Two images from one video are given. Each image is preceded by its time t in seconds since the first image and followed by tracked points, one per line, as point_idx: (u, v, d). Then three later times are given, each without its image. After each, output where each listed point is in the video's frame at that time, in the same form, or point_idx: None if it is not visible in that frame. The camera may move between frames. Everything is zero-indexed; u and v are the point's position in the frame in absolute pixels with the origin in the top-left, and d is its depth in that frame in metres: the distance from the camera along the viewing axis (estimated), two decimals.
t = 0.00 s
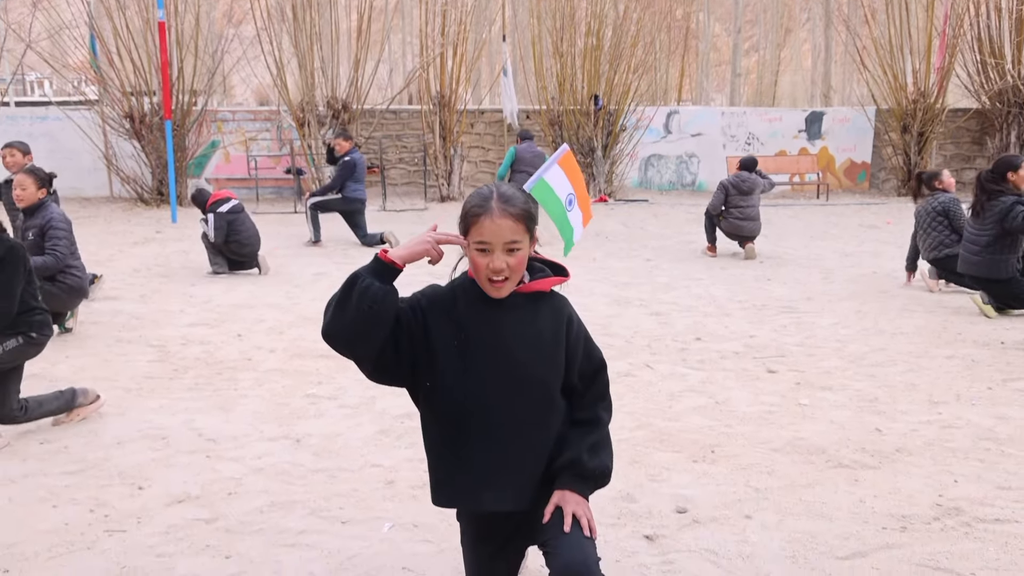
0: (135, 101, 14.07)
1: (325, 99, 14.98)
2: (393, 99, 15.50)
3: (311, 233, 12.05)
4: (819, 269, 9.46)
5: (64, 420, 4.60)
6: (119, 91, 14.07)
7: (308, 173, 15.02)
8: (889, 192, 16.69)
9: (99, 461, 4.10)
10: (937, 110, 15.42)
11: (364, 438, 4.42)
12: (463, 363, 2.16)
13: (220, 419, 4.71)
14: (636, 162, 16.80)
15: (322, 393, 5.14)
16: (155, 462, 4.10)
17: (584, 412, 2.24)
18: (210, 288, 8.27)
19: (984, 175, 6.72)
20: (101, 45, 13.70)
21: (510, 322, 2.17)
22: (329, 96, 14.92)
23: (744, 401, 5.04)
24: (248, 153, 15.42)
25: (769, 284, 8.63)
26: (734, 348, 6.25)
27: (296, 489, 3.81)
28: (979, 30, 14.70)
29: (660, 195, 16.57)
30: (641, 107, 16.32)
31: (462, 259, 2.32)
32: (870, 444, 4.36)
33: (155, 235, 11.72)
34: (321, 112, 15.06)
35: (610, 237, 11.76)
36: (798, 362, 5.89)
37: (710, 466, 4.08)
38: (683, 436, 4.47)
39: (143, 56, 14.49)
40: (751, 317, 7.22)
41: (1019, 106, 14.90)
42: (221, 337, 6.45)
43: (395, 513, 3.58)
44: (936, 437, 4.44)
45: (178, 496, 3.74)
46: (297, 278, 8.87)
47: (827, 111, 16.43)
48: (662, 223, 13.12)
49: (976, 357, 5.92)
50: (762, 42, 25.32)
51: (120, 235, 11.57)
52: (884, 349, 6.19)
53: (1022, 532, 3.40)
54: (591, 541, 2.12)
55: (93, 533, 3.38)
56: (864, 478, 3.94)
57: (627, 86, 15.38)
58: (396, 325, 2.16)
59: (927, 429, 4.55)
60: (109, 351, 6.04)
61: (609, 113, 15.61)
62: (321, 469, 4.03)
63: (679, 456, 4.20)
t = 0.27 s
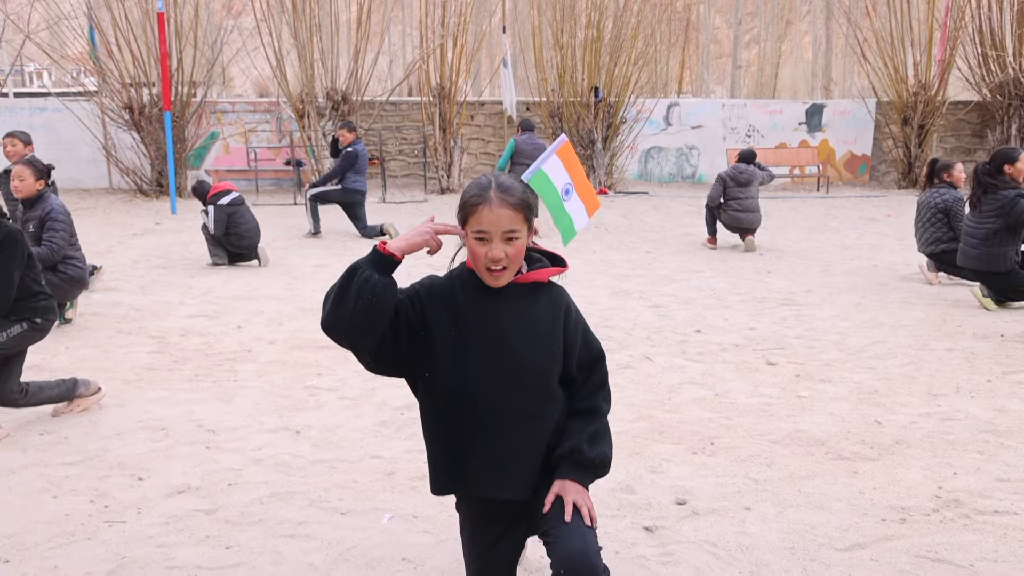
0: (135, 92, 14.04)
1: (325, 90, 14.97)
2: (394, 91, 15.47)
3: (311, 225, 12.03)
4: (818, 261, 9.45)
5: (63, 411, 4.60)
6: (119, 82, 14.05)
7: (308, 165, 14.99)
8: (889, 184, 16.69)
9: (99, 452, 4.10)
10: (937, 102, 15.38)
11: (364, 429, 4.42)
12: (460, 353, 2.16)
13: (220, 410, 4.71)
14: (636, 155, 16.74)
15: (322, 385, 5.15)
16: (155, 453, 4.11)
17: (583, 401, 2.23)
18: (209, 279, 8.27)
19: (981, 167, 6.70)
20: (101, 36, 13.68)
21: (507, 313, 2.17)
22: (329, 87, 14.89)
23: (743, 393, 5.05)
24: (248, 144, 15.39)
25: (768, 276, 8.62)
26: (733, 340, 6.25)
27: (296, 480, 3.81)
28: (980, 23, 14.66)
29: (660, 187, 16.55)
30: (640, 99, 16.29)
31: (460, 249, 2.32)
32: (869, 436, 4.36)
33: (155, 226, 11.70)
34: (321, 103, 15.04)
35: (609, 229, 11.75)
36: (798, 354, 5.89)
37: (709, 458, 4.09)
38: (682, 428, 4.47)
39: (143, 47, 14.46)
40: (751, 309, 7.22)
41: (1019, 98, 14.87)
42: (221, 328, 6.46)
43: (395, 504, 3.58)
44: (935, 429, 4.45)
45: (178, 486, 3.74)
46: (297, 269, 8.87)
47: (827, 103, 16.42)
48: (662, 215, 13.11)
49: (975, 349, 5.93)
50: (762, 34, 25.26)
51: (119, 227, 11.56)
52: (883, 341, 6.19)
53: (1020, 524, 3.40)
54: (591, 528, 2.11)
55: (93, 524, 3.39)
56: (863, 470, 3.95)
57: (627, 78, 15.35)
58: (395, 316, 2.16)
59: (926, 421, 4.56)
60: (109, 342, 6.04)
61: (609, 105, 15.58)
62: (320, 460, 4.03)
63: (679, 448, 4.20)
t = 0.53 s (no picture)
0: (134, 84, 14.00)
1: (325, 82, 14.93)
2: (393, 83, 15.42)
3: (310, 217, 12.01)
4: (818, 254, 9.44)
5: (64, 403, 4.60)
6: (118, 73, 14.01)
7: (308, 156, 14.95)
8: (889, 177, 16.66)
9: (98, 444, 4.09)
10: (937, 94, 15.34)
11: (364, 422, 4.41)
12: (459, 346, 2.16)
13: (219, 402, 4.70)
14: (636, 147, 16.71)
15: (321, 377, 5.15)
16: (154, 445, 4.10)
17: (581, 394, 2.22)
18: (209, 271, 8.25)
19: (977, 160, 6.66)
20: (100, 27, 13.65)
21: (506, 305, 2.16)
22: (329, 79, 14.86)
23: (742, 386, 5.04)
24: (248, 136, 15.35)
25: (768, 269, 8.61)
26: (733, 332, 6.25)
27: (295, 472, 3.81)
28: (980, 15, 14.59)
29: (659, 179, 16.52)
30: (640, 91, 16.26)
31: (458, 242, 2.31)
32: (869, 429, 4.36)
33: (154, 218, 11.68)
34: (321, 95, 15.01)
35: (609, 221, 11.74)
36: (798, 346, 5.89)
37: (708, 451, 4.08)
38: (681, 421, 4.47)
39: (142, 39, 14.42)
40: (751, 302, 7.21)
41: (1019, 91, 14.84)
42: (220, 320, 6.45)
43: (394, 496, 3.58)
44: (935, 423, 4.44)
45: (177, 479, 3.74)
46: (297, 261, 8.85)
47: (826, 96, 16.40)
48: (662, 207, 13.08)
49: (975, 342, 5.92)
50: (762, 26, 25.19)
51: (118, 218, 11.53)
52: (883, 334, 6.18)
53: (1020, 517, 3.40)
54: (591, 518, 2.11)
55: (92, 516, 3.38)
56: (863, 463, 3.94)
57: (627, 70, 15.32)
58: (394, 309, 2.14)
59: (926, 414, 4.55)
60: (108, 334, 6.03)
61: (609, 97, 15.56)
62: (319, 452, 4.03)
63: (678, 441, 4.20)
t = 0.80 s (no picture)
0: (133, 78, 13.98)
1: (324, 77, 14.91)
2: (392, 77, 15.39)
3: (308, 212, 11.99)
4: (817, 248, 9.44)
5: (63, 398, 4.59)
6: (117, 67, 13.99)
7: (306, 151, 14.93)
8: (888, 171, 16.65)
9: (97, 440, 4.09)
10: (936, 89, 15.33)
11: (363, 417, 4.41)
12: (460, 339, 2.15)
13: (218, 397, 4.69)
14: (635, 142, 16.66)
15: (320, 372, 5.14)
16: (153, 440, 4.09)
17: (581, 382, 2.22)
18: (208, 266, 8.24)
19: (983, 151, 6.62)
20: (99, 21, 13.63)
21: (507, 297, 2.15)
22: (328, 74, 14.84)
23: (742, 381, 5.04)
24: (247, 131, 15.32)
25: (767, 264, 8.60)
26: (732, 327, 6.24)
27: (294, 468, 3.80)
28: (978, 9, 14.61)
29: (659, 174, 16.50)
30: (639, 86, 16.24)
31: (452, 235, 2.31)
32: (868, 424, 4.35)
33: (153, 213, 11.66)
34: (320, 89, 14.99)
35: (608, 216, 11.73)
36: (797, 341, 5.88)
37: (708, 446, 4.08)
38: (681, 416, 4.46)
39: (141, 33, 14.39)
40: (750, 296, 7.20)
41: (1018, 85, 14.83)
42: (219, 315, 6.44)
43: (393, 492, 3.57)
44: (934, 417, 4.44)
45: (176, 474, 3.73)
46: (296, 256, 8.84)
47: (825, 90, 16.38)
48: (661, 202, 13.08)
49: (974, 336, 5.92)
50: (760, 21, 25.14)
51: (117, 213, 11.51)
52: (882, 328, 6.18)
53: (1019, 511, 3.40)
54: (590, 511, 2.13)
55: (91, 512, 3.38)
56: (862, 458, 3.94)
57: (627, 64, 15.30)
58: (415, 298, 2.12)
59: (925, 408, 4.55)
60: (107, 329, 6.02)
61: (608, 92, 15.55)
62: (318, 448, 4.02)
63: (677, 436, 4.19)
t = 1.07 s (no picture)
0: (132, 75, 13.98)
1: (322, 74, 14.90)
2: (391, 74, 15.38)
3: (307, 209, 11.98)
4: (816, 245, 9.43)
5: (62, 396, 4.59)
6: (115, 65, 13.98)
7: (305, 148, 14.92)
8: (886, 167, 16.64)
9: (95, 437, 4.08)
10: (934, 85, 15.33)
11: (362, 415, 4.40)
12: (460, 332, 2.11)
13: (217, 394, 4.69)
14: (633, 139, 16.63)
15: (319, 369, 5.14)
16: (152, 438, 4.09)
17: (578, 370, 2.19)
18: (207, 263, 8.23)
19: (980, 147, 6.60)
20: (97, 19, 13.63)
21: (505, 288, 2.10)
22: (326, 71, 14.83)
23: (741, 377, 5.04)
24: (246, 128, 15.30)
25: (766, 260, 8.60)
26: (731, 324, 6.24)
27: (293, 465, 3.80)
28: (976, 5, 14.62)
29: (657, 170, 16.49)
30: (638, 82, 16.24)
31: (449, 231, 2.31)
32: (867, 420, 4.36)
33: (151, 210, 11.65)
34: (318, 87, 14.98)
35: (607, 213, 11.72)
36: (796, 338, 5.88)
37: (707, 442, 4.08)
38: (680, 412, 4.46)
39: (139, 30, 14.39)
40: (749, 293, 7.20)
41: (1016, 80, 14.84)
42: (218, 312, 6.43)
43: (392, 489, 3.57)
44: (933, 413, 4.44)
45: (175, 472, 3.73)
46: (295, 253, 8.83)
47: (823, 86, 16.38)
48: (660, 198, 13.07)
49: (972, 332, 5.92)
50: (758, 18, 25.12)
51: (116, 210, 11.50)
52: (881, 324, 6.18)
53: (1017, 507, 3.41)
54: (585, 505, 2.13)
55: (89, 509, 3.38)
56: (861, 454, 3.94)
57: (626, 61, 15.30)
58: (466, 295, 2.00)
59: (924, 405, 4.55)
60: (106, 326, 6.01)
61: (607, 88, 15.55)
62: (317, 445, 4.02)
63: (676, 433, 4.19)
